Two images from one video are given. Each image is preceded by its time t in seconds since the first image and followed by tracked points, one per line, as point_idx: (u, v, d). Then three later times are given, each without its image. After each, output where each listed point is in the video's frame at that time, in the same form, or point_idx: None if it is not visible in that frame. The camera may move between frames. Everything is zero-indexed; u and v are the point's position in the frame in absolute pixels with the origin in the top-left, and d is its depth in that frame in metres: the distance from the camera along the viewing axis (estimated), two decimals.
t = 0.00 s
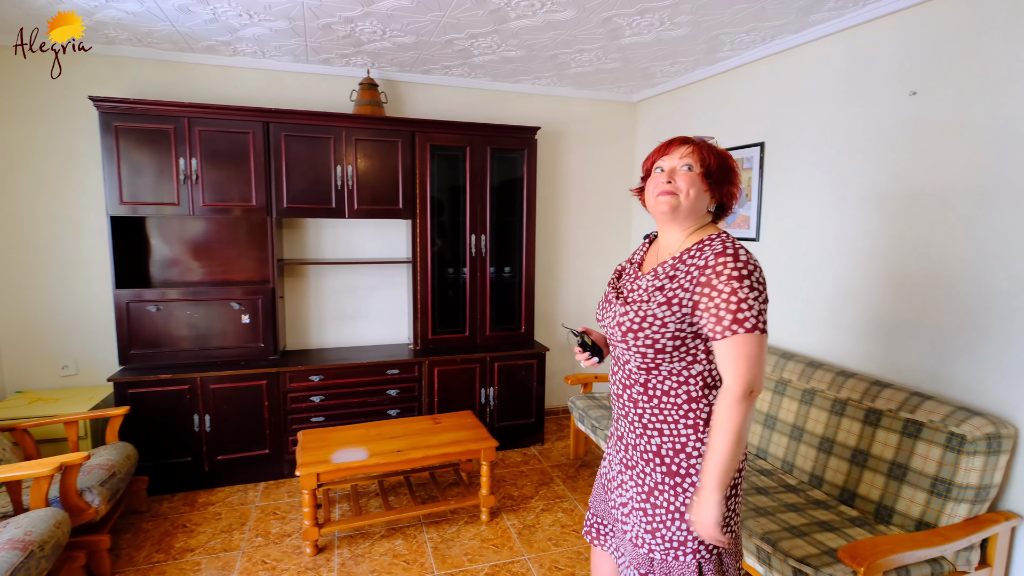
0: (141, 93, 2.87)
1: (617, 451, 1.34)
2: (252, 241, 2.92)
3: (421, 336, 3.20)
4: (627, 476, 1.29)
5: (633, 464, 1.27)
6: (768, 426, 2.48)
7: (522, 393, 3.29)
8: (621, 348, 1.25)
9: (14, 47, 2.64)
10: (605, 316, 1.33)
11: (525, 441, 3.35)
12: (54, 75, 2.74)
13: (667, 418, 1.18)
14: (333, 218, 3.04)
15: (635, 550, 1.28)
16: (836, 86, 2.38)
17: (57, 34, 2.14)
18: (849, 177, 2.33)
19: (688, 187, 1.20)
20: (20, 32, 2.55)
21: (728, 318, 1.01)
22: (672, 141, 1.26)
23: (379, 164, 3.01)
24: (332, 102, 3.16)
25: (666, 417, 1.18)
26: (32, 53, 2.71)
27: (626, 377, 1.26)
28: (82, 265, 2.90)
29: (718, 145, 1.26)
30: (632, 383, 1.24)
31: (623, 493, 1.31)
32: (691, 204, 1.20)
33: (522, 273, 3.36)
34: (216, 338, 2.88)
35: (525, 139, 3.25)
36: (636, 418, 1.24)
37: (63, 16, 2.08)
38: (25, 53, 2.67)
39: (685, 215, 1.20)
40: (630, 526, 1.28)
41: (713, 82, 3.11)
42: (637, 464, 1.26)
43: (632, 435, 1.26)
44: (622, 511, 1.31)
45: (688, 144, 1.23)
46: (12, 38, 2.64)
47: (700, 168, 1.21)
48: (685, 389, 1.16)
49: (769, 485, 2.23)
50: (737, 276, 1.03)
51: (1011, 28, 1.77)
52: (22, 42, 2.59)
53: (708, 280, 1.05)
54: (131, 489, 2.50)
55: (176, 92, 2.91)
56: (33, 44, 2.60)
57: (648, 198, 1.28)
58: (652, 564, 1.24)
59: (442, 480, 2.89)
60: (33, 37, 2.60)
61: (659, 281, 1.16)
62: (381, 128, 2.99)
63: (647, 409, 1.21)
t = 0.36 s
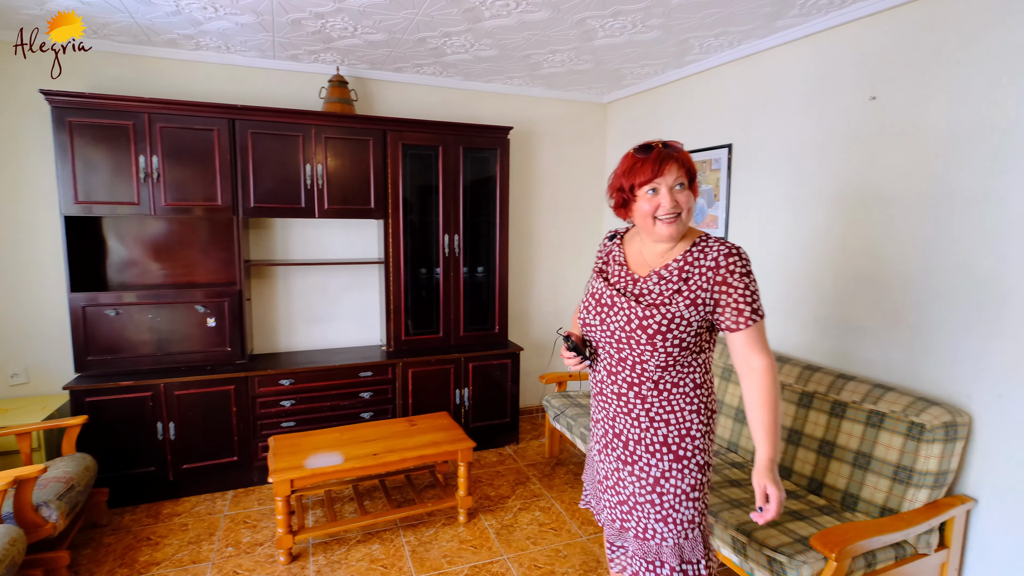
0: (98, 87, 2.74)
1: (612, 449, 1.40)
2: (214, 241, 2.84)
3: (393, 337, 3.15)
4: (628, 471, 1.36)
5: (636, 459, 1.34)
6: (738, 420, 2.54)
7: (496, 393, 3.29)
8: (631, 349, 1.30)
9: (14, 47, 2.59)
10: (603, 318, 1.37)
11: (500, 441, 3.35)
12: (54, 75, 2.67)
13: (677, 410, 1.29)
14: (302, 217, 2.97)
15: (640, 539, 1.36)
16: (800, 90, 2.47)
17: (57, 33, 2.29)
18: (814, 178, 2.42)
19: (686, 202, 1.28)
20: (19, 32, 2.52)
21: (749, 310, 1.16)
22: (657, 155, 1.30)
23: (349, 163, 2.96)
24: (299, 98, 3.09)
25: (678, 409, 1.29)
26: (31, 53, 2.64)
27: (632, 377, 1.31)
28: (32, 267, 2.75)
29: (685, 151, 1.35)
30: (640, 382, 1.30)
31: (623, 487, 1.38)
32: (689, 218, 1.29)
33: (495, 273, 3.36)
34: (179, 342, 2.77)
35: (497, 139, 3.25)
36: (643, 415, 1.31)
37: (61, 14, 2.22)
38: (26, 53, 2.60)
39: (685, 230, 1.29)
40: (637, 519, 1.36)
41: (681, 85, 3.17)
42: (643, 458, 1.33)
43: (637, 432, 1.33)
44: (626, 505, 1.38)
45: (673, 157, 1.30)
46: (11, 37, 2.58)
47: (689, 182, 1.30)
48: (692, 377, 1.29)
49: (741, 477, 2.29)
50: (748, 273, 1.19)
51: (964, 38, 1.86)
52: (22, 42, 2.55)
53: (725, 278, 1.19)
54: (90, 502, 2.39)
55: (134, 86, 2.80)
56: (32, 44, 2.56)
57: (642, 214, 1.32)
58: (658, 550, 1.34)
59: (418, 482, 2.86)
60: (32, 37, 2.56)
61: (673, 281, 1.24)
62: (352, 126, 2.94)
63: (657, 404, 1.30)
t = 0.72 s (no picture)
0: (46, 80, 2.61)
1: (589, 427, 1.51)
2: (172, 241, 2.72)
3: (362, 338, 3.11)
4: (604, 447, 1.48)
5: (612, 435, 1.46)
6: (705, 412, 2.61)
7: (466, 392, 3.28)
8: (611, 333, 1.42)
9: (16, 48, 2.56)
10: (581, 305, 1.49)
11: (471, 439, 3.34)
12: (54, 75, 2.63)
13: (649, 386, 1.44)
14: (266, 216, 2.90)
15: (614, 508, 1.49)
16: (760, 92, 2.55)
17: (57, 33, 2.35)
18: (774, 178, 2.51)
19: (650, 199, 1.47)
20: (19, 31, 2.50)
21: (705, 293, 1.38)
22: (625, 156, 1.47)
23: (315, 160, 2.90)
24: (262, 93, 3.01)
25: (650, 385, 1.44)
26: (32, 54, 2.60)
27: (611, 359, 1.44)
28: None
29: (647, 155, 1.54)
30: (618, 363, 1.43)
31: (598, 462, 1.50)
32: (651, 213, 1.48)
33: (465, 272, 3.35)
34: (135, 346, 2.66)
35: (466, 137, 3.24)
36: (620, 393, 1.44)
37: (61, 15, 2.27)
38: (26, 53, 2.57)
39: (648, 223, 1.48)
40: (612, 490, 1.48)
41: (646, 86, 3.23)
42: (619, 433, 1.45)
43: (614, 410, 1.45)
44: (602, 479, 1.50)
45: (638, 159, 1.48)
46: (12, 37, 2.55)
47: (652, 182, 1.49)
48: (661, 356, 1.45)
49: (709, 468, 2.36)
50: (702, 261, 1.40)
51: (913, 45, 1.96)
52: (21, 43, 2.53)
53: (687, 266, 1.39)
54: (40, 514, 2.27)
55: (84, 78, 2.67)
56: (31, 43, 2.53)
57: (610, 208, 1.49)
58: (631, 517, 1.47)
59: (389, 483, 2.83)
60: (32, 36, 2.54)
61: (643, 269, 1.41)
62: (316, 123, 2.88)
63: (632, 382, 1.43)
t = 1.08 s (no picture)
0: None
1: (568, 414, 1.53)
2: (126, 241, 2.60)
3: (328, 339, 3.06)
4: (584, 432, 1.51)
5: (591, 419, 1.50)
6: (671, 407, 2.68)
7: (435, 392, 3.27)
8: (583, 321, 1.47)
9: (17, 48, 2.52)
10: (551, 297, 1.53)
11: (440, 439, 3.33)
12: (54, 75, 2.59)
13: (621, 370, 1.50)
14: (227, 215, 2.82)
15: (598, 490, 1.52)
16: (720, 95, 2.63)
17: (57, 33, 2.29)
18: (735, 178, 2.59)
19: (606, 194, 1.52)
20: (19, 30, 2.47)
21: (666, 280, 1.45)
22: (584, 157, 1.57)
23: (277, 158, 2.83)
24: (220, 90, 2.92)
25: (621, 369, 1.50)
26: (32, 54, 2.56)
27: (584, 346, 1.48)
28: None
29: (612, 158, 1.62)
30: (591, 350, 1.48)
31: (579, 448, 1.53)
32: (608, 208, 1.53)
33: (432, 271, 3.34)
34: (87, 351, 2.55)
35: (432, 137, 3.23)
36: (596, 378, 1.48)
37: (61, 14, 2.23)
38: (25, 53, 2.52)
39: (604, 218, 1.52)
40: (595, 472, 1.51)
41: (611, 87, 3.29)
42: (597, 417, 1.49)
43: (591, 395, 1.49)
44: (584, 463, 1.53)
45: (597, 159, 1.56)
46: (12, 36, 2.51)
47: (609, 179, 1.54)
48: (629, 341, 1.51)
49: (675, 460, 2.42)
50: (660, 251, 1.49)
51: (862, 53, 2.07)
52: (20, 42, 2.49)
53: (648, 255, 1.47)
54: None
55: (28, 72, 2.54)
56: (31, 43, 2.49)
57: (570, 205, 1.56)
58: (614, 497, 1.51)
59: (358, 486, 2.80)
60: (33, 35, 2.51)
61: (608, 260, 1.47)
62: (279, 120, 2.82)
63: (605, 367, 1.49)
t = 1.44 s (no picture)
0: None
1: (545, 405, 1.55)
2: (92, 241, 2.52)
3: (303, 339, 3.02)
4: (562, 422, 1.53)
5: (568, 409, 1.52)
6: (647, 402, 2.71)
7: (413, 391, 3.26)
8: (560, 313, 1.49)
9: (17, 48, 2.51)
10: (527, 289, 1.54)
11: (418, 439, 3.32)
12: (54, 75, 2.57)
13: (596, 360, 1.53)
14: (197, 214, 2.77)
15: (577, 478, 1.55)
16: (691, 95, 2.68)
17: (57, 33, 2.32)
18: (706, 176, 2.63)
19: (574, 194, 1.55)
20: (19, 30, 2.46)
21: (637, 275, 1.52)
22: (555, 157, 1.59)
23: (249, 156, 2.79)
24: (189, 86, 2.87)
25: (596, 359, 1.54)
26: (31, 54, 2.55)
27: (560, 338, 1.50)
28: None
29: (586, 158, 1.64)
30: (567, 341, 1.50)
31: (557, 438, 1.55)
32: (577, 208, 1.55)
33: (409, 270, 3.33)
34: (52, 354, 2.48)
35: (408, 135, 3.21)
36: (572, 369, 1.51)
37: (61, 14, 2.26)
38: (26, 53, 2.51)
39: (573, 216, 1.55)
40: (573, 461, 1.54)
41: (585, 87, 3.31)
42: (574, 407, 1.52)
43: (568, 385, 1.51)
44: (562, 453, 1.55)
45: (567, 159, 1.58)
46: (11, 36, 2.49)
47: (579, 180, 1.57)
48: (603, 332, 1.55)
49: (650, 454, 2.46)
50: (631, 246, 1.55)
51: (826, 55, 2.13)
52: (19, 41, 2.46)
53: (621, 250, 1.52)
54: None
55: None
56: (31, 43, 2.48)
57: (541, 204, 1.59)
58: (593, 484, 1.55)
59: (335, 487, 2.78)
60: (34, 33, 2.49)
61: (585, 253, 1.50)
62: (251, 117, 2.78)
63: (581, 358, 1.51)
